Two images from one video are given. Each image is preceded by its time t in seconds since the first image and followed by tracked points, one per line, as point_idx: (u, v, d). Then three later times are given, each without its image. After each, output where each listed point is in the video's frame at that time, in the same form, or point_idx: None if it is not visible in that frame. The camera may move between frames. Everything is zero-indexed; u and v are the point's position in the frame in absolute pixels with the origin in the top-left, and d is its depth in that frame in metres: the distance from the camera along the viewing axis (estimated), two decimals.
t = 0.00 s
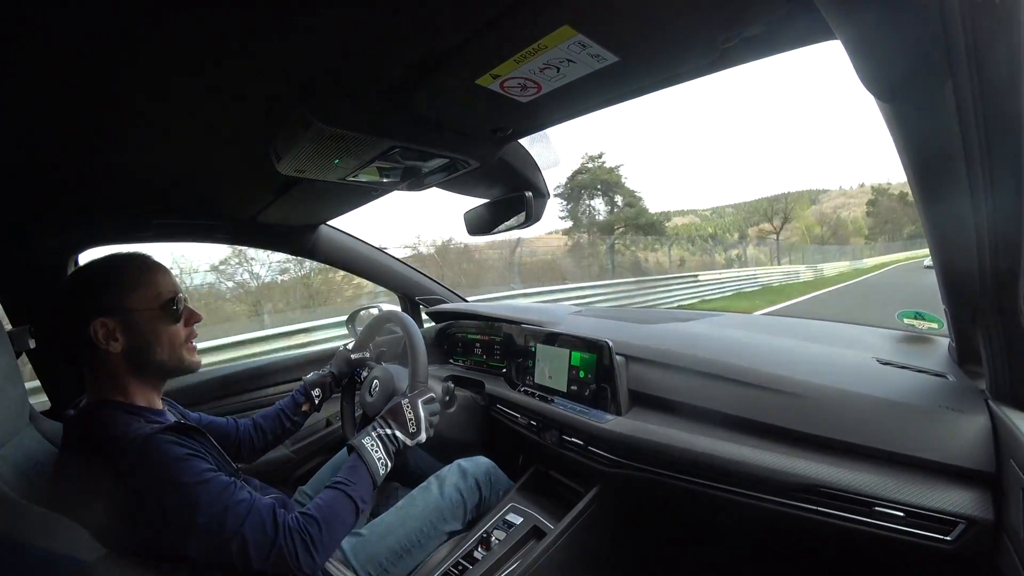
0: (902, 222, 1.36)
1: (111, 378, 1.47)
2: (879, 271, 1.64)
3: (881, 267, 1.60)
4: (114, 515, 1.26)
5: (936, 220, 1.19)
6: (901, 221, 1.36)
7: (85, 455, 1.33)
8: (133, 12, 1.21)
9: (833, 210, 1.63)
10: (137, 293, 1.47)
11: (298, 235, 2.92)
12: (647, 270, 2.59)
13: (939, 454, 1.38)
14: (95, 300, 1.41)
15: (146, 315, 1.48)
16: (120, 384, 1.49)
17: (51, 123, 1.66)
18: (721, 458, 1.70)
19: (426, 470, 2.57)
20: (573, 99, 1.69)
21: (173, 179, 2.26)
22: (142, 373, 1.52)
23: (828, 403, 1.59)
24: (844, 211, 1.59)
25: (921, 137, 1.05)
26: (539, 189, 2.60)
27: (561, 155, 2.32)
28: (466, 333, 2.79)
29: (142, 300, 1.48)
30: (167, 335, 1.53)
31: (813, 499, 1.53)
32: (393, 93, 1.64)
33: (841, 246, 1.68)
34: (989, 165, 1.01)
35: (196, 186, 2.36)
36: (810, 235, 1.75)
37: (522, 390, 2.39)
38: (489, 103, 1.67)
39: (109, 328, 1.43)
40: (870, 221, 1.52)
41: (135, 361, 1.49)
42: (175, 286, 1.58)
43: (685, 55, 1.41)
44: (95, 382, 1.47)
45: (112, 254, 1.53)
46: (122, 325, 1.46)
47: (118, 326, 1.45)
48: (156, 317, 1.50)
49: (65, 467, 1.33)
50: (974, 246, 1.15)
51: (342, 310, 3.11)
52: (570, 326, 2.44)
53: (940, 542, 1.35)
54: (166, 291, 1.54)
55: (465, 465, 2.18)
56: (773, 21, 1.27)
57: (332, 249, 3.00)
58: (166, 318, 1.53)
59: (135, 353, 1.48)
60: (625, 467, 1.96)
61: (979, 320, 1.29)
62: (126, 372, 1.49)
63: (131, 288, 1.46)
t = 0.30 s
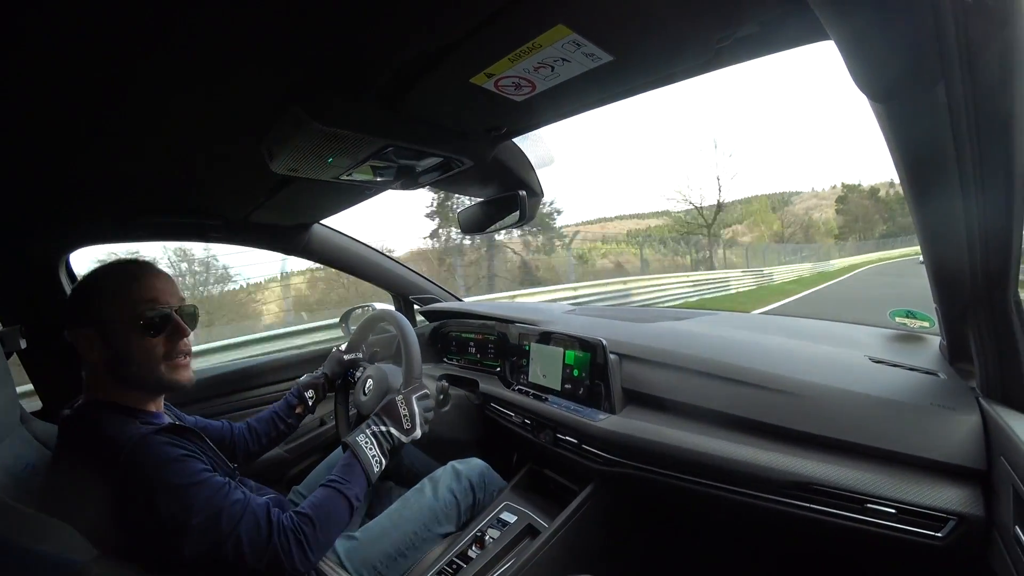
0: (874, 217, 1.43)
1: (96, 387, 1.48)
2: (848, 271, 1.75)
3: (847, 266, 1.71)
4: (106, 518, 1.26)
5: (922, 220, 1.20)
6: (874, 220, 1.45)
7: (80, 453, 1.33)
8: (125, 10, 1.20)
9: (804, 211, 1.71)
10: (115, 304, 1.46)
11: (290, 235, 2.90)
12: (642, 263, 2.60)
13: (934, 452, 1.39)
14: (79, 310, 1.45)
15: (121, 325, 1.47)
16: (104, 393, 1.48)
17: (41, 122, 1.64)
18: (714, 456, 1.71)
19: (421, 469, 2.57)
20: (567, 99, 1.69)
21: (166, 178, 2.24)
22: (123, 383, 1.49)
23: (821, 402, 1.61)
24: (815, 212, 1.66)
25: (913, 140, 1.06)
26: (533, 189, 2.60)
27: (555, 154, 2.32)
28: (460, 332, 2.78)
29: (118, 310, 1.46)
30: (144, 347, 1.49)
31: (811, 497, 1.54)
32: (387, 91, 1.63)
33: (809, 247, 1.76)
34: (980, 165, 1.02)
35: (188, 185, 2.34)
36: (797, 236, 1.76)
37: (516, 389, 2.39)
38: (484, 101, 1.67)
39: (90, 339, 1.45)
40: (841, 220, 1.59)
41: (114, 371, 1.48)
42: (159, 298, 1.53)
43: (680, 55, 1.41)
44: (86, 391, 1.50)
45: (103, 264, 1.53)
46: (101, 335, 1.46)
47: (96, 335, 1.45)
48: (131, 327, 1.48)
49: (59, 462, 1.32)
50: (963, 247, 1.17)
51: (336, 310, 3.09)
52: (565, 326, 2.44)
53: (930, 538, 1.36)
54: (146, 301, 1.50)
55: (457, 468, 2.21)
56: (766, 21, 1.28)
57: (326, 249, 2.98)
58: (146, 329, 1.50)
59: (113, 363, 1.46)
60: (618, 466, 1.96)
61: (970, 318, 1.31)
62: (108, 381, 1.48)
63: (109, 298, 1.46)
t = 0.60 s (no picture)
0: (846, 210, 1.52)
1: (91, 395, 1.47)
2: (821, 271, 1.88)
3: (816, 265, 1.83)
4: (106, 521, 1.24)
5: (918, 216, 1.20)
6: (848, 215, 1.53)
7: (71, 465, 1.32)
8: (123, 9, 1.19)
9: (780, 211, 1.83)
10: (109, 311, 1.43)
11: (287, 235, 2.89)
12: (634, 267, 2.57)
13: (936, 452, 1.39)
14: (67, 317, 1.40)
15: (117, 332, 1.45)
16: (100, 400, 1.47)
17: (38, 121, 1.63)
18: (712, 456, 1.72)
19: (419, 469, 2.57)
20: (566, 98, 1.69)
21: (163, 178, 2.23)
22: (120, 390, 1.48)
23: (821, 402, 1.61)
24: (790, 211, 1.76)
25: (911, 140, 1.05)
26: (532, 189, 2.60)
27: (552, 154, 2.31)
28: (459, 332, 2.78)
29: (113, 317, 1.44)
30: (143, 353, 1.48)
31: (811, 496, 1.54)
32: (386, 91, 1.63)
33: (783, 244, 1.87)
34: (978, 164, 1.02)
35: (186, 185, 2.33)
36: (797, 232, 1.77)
37: (515, 388, 2.39)
38: (483, 101, 1.67)
39: (83, 345, 1.42)
40: (814, 216, 1.65)
41: (111, 378, 1.46)
42: (154, 303, 1.52)
43: (678, 54, 1.41)
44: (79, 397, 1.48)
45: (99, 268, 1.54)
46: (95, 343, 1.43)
47: (90, 343, 1.42)
48: (128, 334, 1.46)
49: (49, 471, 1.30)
50: (960, 246, 1.17)
51: (334, 309, 3.09)
52: (563, 325, 2.43)
53: (929, 536, 1.36)
54: (142, 307, 1.49)
55: (459, 459, 2.19)
56: (764, 21, 1.28)
57: (323, 248, 2.97)
58: (142, 335, 1.48)
59: (110, 370, 1.45)
60: (617, 465, 1.96)
61: (968, 318, 1.31)
62: (104, 388, 1.47)
63: (102, 305, 1.43)
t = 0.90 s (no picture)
0: (815, 200, 1.64)
1: (85, 395, 1.47)
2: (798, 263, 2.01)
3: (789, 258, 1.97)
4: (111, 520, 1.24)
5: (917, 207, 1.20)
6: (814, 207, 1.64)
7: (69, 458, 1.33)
8: (124, 8, 1.19)
9: (753, 208, 1.92)
10: (99, 310, 1.44)
11: (288, 234, 2.89)
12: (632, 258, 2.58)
13: (937, 453, 1.38)
14: (56, 320, 1.39)
15: (111, 331, 1.46)
16: (97, 399, 1.49)
17: (39, 121, 1.63)
18: (712, 456, 1.71)
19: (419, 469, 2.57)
20: (566, 98, 1.69)
21: (164, 177, 2.23)
22: (118, 387, 1.51)
23: (822, 401, 1.61)
24: (763, 210, 1.86)
25: (913, 139, 1.04)
26: (532, 188, 2.59)
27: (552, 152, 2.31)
28: (459, 331, 2.78)
29: (105, 316, 1.45)
30: (136, 348, 1.52)
31: (811, 496, 1.54)
32: (386, 91, 1.63)
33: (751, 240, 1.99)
34: (981, 163, 1.02)
35: (187, 185, 2.33)
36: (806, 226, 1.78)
37: (516, 388, 2.39)
38: (483, 101, 1.67)
39: (76, 347, 1.41)
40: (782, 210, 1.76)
41: (108, 376, 1.49)
42: (139, 297, 1.54)
43: (679, 54, 1.41)
44: (70, 399, 1.47)
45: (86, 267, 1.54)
46: (89, 343, 1.44)
47: (84, 344, 1.43)
48: (122, 332, 1.48)
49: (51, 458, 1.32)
50: (962, 246, 1.16)
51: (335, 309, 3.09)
52: (564, 325, 2.43)
53: (930, 537, 1.36)
54: (130, 303, 1.51)
55: (458, 449, 2.19)
56: (766, 20, 1.28)
57: (323, 248, 2.96)
58: (134, 330, 1.51)
59: (107, 369, 1.47)
60: (617, 465, 1.97)
61: (970, 319, 1.30)
62: (101, 387, 1.49)
63: (93, 305, 1.44)
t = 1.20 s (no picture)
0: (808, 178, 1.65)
1: (87, 393, 1.46)
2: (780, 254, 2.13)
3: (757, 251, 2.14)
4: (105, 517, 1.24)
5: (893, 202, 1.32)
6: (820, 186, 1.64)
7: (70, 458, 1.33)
8: (120, 4, 1.18)
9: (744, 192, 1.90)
10: (107, 308, 1.44)
11: (287, 231, 2.88)
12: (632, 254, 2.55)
13: (936, 450, 1.39)
14: (63, 316, 1.39)
15: (117, 329, 1.46)
16: (99, 397, 1.48)
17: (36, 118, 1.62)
18: (710, 453, 1.72)
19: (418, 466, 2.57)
20: (565, 95, 1.68)
21: (162, 175, 2.23)
22: (120, 385, 1.50)
23: (822, 398, 1.61)
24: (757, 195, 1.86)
25: (912, 138, 1.05)
26: (531, 186, 2.59)
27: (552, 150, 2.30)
28: (458, 329, 2.78)
29: (112, 313, 1.45)
30: (141, 347, 1.51)
31: (810, 493, 1.54)
32: (385, 88, 1.63)
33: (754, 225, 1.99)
34: (980, 162, 1.02)
35: (186, 183, 2.33)
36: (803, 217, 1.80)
37: (515, 386, 2.39)
38: (482, 99, 1.66)
39: (81, 343, 1.41)
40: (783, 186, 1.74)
41: (111, 374, 1.48)
42: (145, 297, 1.55)
43: (677, 51, 1.41)
44: (71, 396, 1.46)
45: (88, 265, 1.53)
46: (94, 340, 1.44)
47: (90, 340, 1.42)
48: (128, 330, 1.48)
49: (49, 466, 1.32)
50: (960, 243, 1.17)
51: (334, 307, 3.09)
52: (562, 322, 2.44)
53: (929, 533, 1.37)
54: (137, 301, 1.51)
55: (454, 445, 2.19)
56: (765, 17, 1.27)
57: (322, 246, 2.97)
58: (140, 330, 1.51)
59: (111, 366, 1.47)
60: (615, 462, 1.97)
61: (968, 316, 1.30)
62: (103, 385, 1.48)
63: (100, 302, 1.44)
